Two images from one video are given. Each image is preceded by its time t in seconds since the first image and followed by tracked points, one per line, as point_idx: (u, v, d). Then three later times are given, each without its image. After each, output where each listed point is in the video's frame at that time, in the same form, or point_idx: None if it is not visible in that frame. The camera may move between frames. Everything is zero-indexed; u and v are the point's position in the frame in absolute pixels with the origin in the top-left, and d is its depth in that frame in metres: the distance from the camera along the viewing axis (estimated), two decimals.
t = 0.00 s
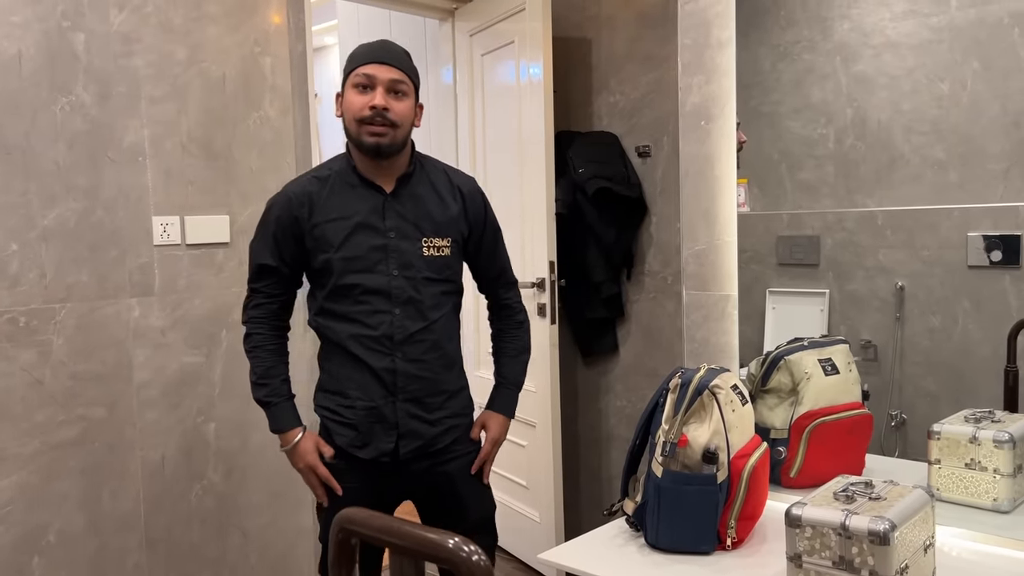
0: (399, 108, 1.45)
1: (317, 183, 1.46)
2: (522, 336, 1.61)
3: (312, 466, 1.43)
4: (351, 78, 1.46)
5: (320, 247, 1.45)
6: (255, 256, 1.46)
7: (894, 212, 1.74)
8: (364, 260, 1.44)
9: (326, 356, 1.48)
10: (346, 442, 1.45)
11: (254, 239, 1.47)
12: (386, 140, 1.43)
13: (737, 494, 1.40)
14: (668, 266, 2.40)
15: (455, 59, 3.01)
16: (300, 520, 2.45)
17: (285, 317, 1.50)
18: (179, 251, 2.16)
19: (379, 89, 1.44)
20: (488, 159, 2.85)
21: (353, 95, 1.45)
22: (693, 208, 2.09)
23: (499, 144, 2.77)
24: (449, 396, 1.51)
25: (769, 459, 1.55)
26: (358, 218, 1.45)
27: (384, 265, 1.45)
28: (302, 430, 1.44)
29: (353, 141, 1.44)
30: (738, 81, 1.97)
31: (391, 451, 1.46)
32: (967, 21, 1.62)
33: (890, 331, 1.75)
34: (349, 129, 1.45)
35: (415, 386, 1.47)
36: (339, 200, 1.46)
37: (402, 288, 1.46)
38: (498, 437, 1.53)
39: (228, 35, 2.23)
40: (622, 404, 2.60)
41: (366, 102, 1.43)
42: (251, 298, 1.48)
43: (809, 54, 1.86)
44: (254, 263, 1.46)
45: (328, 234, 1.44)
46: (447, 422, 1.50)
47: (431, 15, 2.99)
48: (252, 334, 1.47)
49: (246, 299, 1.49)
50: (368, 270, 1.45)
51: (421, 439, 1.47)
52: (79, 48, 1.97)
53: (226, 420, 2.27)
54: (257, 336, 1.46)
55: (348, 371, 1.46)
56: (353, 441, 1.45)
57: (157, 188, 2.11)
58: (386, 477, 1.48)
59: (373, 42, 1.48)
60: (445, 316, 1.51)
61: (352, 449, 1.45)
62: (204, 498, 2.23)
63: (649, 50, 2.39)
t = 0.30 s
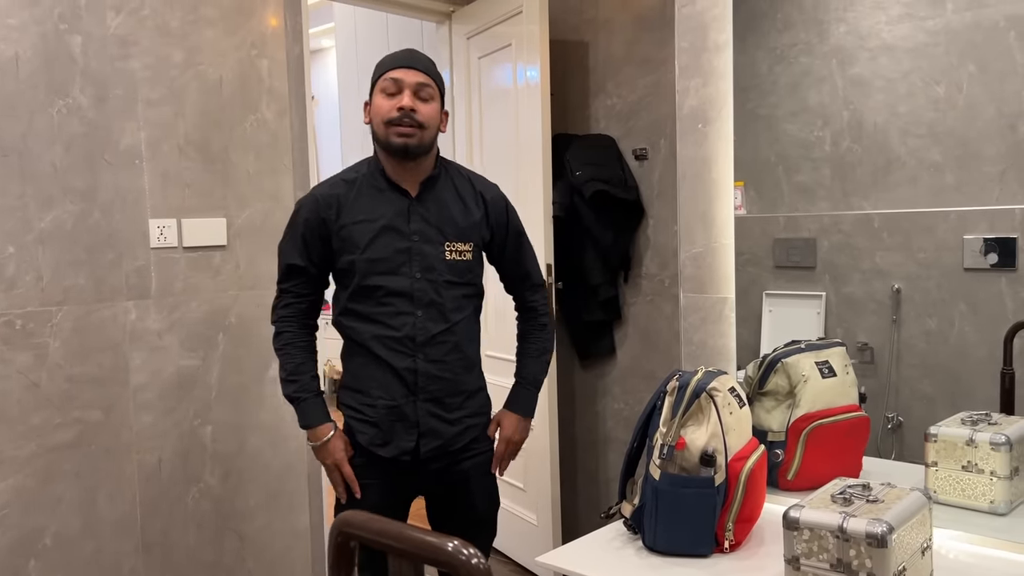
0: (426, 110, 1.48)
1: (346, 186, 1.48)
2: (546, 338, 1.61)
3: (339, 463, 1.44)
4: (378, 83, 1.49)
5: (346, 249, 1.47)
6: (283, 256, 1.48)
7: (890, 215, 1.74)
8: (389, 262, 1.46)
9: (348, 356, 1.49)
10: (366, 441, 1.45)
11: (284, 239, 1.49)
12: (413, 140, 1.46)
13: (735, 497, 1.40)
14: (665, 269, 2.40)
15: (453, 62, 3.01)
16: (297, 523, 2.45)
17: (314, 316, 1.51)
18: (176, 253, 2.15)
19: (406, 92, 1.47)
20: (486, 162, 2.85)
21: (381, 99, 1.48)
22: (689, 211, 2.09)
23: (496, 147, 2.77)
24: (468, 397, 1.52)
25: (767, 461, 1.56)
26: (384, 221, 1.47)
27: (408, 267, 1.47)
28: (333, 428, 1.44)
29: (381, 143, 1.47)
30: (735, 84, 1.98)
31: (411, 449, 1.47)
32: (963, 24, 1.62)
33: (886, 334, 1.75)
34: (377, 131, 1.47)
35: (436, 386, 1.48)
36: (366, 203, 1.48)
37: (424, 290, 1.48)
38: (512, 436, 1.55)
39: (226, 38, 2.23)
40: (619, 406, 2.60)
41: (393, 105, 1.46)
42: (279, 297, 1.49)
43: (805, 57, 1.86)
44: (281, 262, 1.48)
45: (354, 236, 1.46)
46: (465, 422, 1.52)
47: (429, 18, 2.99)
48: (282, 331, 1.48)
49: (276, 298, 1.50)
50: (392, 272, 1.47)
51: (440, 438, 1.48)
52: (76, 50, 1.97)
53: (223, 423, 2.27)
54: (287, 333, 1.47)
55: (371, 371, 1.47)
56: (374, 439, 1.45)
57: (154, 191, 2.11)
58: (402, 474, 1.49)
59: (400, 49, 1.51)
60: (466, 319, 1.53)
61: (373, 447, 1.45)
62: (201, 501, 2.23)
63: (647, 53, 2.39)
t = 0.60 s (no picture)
0: (440, 109, 1.48)
1: (363, 189, 1.48)
2: (555, 342, 1.60)
3: (341, 445, 1.45)
4: (391, 86, 1.49)
5: (362, 250, 1.48)
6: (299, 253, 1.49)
7: (886, 218, 1.74)
8: (403, 263, 1.47)
9: (362, 353, 1.50)
10: (376, 433, 1.46)
11: (301, 237, 1.50)
12: (429, 139, 1.45)
13: (732, 499, 1.40)
14: (662, 271, 2.40)
15: (449, 64, 3.00)
16: (293, 525, 2.44)
17: (326, 307, 1.52)
18: (171, 255, 2.15)
19: (419, 92, 1.47)
20: (483, 164, 2.84)
21: (394, 101, 1.48)
22: (686, 213, 2.08)
23: (494, 149, 2.76)
24: (479, 396, 1.52)
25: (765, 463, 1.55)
26: (398, 223, 1.47)
27: (422, 269, 1.47)
28: (337, 413, 1.45)
29: (397, 144, 1.47)
30: (732, 87, 1.98)
31: (420, 444, 1.47)
32: (959, 27, 1.63)
33: (883, 336, 1.75)
34: (393, 133, 1.47)
35: (446, 385, 1.48)
36: (381, 204, 1.48)
37: (437, 291, 1.48)
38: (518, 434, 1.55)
39: (223, 39, 2.23)
40: (616, 408, 2.60)
41: (407, 105, 1.46)
42: (293, 290, 1.51)
43: (802, 59, 1.86)
44: (297, 259, 1.49)
45: (370, 237, 1.47)
46: (475, 421, 1.52)
47: (426, 20, 2.99)
48: (293, 322, 1.49)
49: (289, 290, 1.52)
50: (406, 272, 1.47)
51: (448, 436, 1.48)
52: (72, 51, 1.96)
53: (219, 425, 2.26)
54: (298, 323, 1.49)
55: (383, 368, 1.47)
56: (384, 433, 1.46)
57: (150, 193, 2.10)
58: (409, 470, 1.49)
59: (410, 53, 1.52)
60: (479, 320, 1.53)
61: (383, 440, 1.46)
62: (197, 504, 2.22)
63: (644, 55, 2.39)
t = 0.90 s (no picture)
0: (416, 108, 1.48)
1: (342, 188, 1.48)
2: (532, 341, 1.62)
3: (322, 459, 1.44)
4: (367, 88, 1.50)
5: (344, 249, 1.47)
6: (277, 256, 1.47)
7: (883, 221, 1.75)
8: (385, 260, 1.46)
9: (345, 355, 1.49)
10: (362, 437, 1.44)
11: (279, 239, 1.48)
12: (407, 138, 1.46)
13: (728, 502, 1.40)
14: (659, 274, 2.40)
15: (447, 67, 3.01)
16: (290, 528, 2.43)
17: (307, 317, 1.50)
18: (168, 258, 2.14)
19: (396, 92, 1.48)
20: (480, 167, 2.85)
21: (371, 102, 1.49)
22: (683, 216, 2.08)
23: (491, 152, 2.77)
24: (463, 395, 1.52)
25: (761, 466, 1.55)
26: (380, 219, 1.47)
27: (404, 265, 1.47)
28: (318, 426, 1.45)
29: (375, 144, 1.48)
30: (728, 90, 1.99)
31: (407, 444, 1.46)
32: (954, 30, 1.63)
33: (879, 339, 1.75)
34: (371, 134, 1.48)
35: (431, 382, 1.47)
36: (362, 203, 1.47)
37: (420, 287, 1.47)
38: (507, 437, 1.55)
39: (219, 42, 2.23)
40: (613, 411, 2.60)
41: (384, 106, 1.47)
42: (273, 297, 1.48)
43: (798, 63, 1.87)
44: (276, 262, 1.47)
45: (351, 236, 1.46)
46: (460, 421, 1.51)
47: (422, 22, 2.99)
48: (274, 331, 1.47)
49: (269, 298, 1.49)
50: (389, 270, 1.46)
51: (434, 435, 1.47)
52: (68, 54, 1.96)
53: (215, 429, 2.25)
54: (279, 333, 1.46)
55: (367, 368, 1.46)
56: (370, 436, 1.45)
57: (146, 195, 2.10)
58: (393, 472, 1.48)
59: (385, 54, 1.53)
60: (461, 316, 1.53)
61: (368, 443, 1.44)
62: (193, 507, 2.21)
63: (641, 58, 2.39)
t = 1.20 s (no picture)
0: (388, 119, 1.48)
1: (314, 190, 1.49)
2: (509, 340, 1.66)
3: (279, 462, 1.48)
4: (338, 97, 1.49)
5: (315, 251, 1.48)
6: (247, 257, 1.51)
7: (882, 223, 1.75)
8: (358, 263, 1.47)
9: (318, 356, 1.50)
10: (332, 441, 1.45)
11: (250, 240, 1.51)
12: (378, 150, 1.46)
13: (729, 505, 1.40)
14: (659, 276, 2.40)
15: (446, 69, 3.02)
16: (290, 531, 2.43)
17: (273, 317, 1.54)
18: (168, 260, 2.14)
19: (367, 103, 1.48)
20: (479, 169, 2.85)
21: (342, 112, 1.48)
22: (683, 218, 2.10)
23: (490, 154, 2.77)
24: (437, 398, 1.52)
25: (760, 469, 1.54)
26: (352, 222, 1.48)
27: (378, 267, 1.48)
28: (275, 429, 1.49)
29: (347, 155, 1.48)
30: (728, 93, 1.99)
31: (379, 448, 1.46)
32: (953, 33, 1.64)
33: (878, 340, 1.76)
34: (342, 144, 1.48)
35: (404, 384, 1.48)
36: (334, 206, 1.48)
37: (393, 289, 1.48)
38: (493, 433, 1.60)
39: (219, 44, 2.23)
40: (612, 414, 2.60)
41: (355, 117, 1.47)
42: (241, 297, 1.52)
43: (797, 65, 1.87)
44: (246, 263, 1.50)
45: (322, 238, 1.47)
46: (434, 423, 1.51)
47: (422, 25, 3.00)
48: (238, 333, 1.51)
49: (237, 297, 1.53)
50: (362, 272, 1.47)
51: (407, 438, 1.48)
52: (68, 56, 1.96)
53: (214, 431, 2.25)
54: (243, 334, 1.51)
55: (339, 370, 1.47)
56: (340, 439, 1.45)
57: (146, 198, 2.10)
58: (369, 477, 1.48)
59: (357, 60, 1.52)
60: (435, 319, 1.53)
61: (339, 446, 1.45)
62: (192, 510, 2.21)
63: (640, 61, 2.40)
